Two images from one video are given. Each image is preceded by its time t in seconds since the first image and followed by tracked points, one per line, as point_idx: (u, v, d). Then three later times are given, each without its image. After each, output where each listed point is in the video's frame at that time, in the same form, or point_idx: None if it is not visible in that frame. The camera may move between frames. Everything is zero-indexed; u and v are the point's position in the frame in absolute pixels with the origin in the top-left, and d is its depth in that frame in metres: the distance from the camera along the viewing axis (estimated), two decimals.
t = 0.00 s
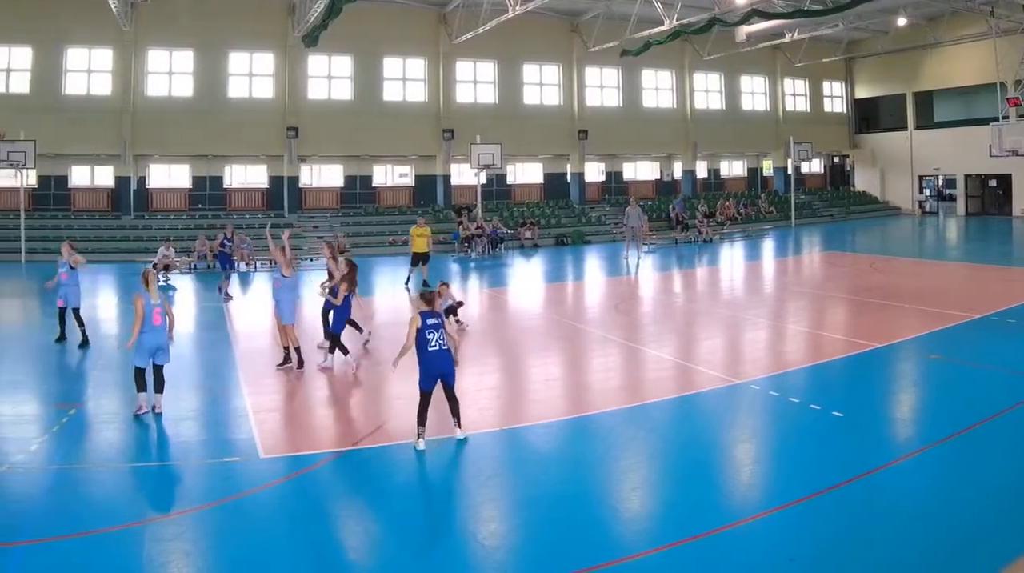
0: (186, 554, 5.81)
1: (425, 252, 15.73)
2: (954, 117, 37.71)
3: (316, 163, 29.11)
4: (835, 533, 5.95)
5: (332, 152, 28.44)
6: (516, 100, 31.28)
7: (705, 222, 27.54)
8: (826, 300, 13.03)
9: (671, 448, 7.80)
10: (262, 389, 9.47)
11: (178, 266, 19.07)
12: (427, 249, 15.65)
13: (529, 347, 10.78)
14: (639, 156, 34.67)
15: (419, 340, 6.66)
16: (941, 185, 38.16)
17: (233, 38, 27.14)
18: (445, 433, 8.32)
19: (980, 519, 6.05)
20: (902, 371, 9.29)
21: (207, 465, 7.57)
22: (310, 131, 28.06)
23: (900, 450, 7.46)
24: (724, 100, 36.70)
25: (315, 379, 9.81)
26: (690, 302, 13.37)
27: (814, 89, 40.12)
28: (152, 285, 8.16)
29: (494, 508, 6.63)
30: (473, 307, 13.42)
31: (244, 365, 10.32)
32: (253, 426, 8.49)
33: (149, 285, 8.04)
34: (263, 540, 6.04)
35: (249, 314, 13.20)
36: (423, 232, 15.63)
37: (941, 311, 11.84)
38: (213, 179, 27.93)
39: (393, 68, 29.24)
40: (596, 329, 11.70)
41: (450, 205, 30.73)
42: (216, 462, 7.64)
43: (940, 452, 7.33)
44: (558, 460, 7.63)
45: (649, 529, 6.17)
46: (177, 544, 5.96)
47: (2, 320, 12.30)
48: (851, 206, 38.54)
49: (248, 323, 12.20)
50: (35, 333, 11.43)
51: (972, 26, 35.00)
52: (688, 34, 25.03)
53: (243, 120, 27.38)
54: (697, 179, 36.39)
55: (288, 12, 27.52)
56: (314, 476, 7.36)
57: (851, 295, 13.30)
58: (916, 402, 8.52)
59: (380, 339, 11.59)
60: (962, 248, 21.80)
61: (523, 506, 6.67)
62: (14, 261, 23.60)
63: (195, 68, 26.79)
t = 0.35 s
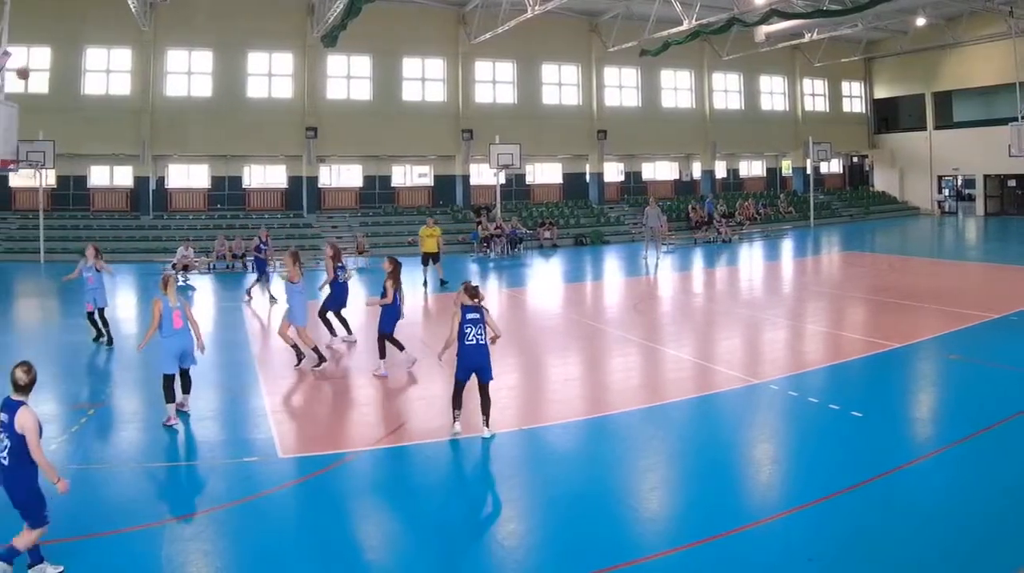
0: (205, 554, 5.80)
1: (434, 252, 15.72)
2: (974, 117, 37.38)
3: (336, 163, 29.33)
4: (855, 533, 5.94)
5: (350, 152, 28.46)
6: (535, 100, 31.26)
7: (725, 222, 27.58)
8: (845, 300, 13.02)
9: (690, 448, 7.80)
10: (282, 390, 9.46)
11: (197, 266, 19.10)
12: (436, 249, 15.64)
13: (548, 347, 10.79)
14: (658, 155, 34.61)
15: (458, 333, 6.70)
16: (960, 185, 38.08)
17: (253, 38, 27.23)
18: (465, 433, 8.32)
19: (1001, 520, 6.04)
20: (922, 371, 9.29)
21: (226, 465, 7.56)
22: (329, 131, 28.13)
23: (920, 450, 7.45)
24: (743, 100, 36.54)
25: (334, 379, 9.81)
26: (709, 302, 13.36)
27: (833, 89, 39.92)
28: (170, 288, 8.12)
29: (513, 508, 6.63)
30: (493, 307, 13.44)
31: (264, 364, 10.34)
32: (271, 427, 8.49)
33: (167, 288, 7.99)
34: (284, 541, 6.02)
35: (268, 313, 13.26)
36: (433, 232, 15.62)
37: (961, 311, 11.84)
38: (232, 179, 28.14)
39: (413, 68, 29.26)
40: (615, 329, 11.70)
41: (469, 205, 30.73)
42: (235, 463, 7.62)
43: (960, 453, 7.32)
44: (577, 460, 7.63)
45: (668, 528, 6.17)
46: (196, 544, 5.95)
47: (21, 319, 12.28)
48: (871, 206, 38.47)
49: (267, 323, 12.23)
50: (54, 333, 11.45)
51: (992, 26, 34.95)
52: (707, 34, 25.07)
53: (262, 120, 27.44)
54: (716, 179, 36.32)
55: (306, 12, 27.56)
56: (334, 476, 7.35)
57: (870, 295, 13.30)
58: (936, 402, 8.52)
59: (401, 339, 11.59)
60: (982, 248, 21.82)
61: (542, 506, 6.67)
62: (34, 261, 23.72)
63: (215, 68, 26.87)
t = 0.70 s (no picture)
0: (224, 553, 5.77)
1: (448, 251, 15.75)
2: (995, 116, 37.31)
3: (356, 164, 29.15)
4: (874, 533, 5.93)
5: (371, 153, 28.49)
6: (556, 100, 31.20)
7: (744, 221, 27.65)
8: (865, 300, 13.02)
9: (709, 449, 7.79)
10: (301, 390, 9.47)
11: (217, 266, 19.10)
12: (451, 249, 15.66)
13: (568, 347, 10.82)
14: (677, 155, 34.50)
15: (486, 330, 6.84)
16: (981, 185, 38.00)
17: (273, 38, 27.31)
18: (483, 433, 8.33)
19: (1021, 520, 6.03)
20: (942, 371, 9.28)
21: (245, 466, 7.56)
22: (349, 131, 28.16)
23: (940, 450, 7.44)
24: (763, 100, 36.36)
25: (354, 379, 9.82)
26: (729, 302, 13.36)
27: (853, 89, 39.71)
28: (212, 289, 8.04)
29: (533, 508, 6.62)
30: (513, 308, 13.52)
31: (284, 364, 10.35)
32: (289, 427, 8.48)
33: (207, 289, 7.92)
34: (304, 540, 6.01)
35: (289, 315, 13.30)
36: (447, 232, 15.66)
37: (980, 311, 11.85)
38: (252, 179, 27.99)
39: (432, 68, 29.27)
40: (635, 329, 11.71)
41: (489, 205, 30.75)
42: (254, 463, 7.62)
43: (980, 453, 7.31)
44: (597, 460, 7.64)
45: (688, 529, 6.16)
46: (215, 543, 5.93)
47: (42, 319, 12.29)
48: (890, 206, 38.37)
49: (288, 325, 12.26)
50: (74, 332, 11.48)
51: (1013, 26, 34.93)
52: (727, 34, 25.12)
53: (281, 121, 27.50)
54: (737, 179, 36.17)
55: (326, 11, 27.60)
56: (353, 476, 7.34)
57: (890, 295, 13.32)
58: (956, 402, 8.51)
59: (422, 339, 11.59)
60: (1002, 248, 21.88)
61: (562, 506, 6.65)
62: (55, 261, 23.80)
63: (235, 69, 26.97)
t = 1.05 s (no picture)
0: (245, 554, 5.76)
1: (465, 250, 15.80)
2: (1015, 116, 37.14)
3: (376, 163, 29.30)
4: (895, 533, 5.92)
5: (393, 153, 28.56)
6: (576, 99, 31.17)
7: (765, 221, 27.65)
8: (886, 300, 13.02)
9: (729, 449, 7.79)
10: (320, 389, 9.47)
11: (238, 267, 19.14)
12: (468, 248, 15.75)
13: (588, 348, 10.83)
14: (699, 155, 34.49)
15: (529, 324, 7.10)
16: (1001, 185, 37.85)
17: (294, 38, 27.40)
18: (503, 433, 8.33)
19: None
20: (962, 372, 9.27)
21: (265, 465, 7.56)
22: (371, 131, 28.24)
23: (960, 450, 7.43)
24: (783, 100, 36.30)
25: (374, 379, 9.81)
26: (750, 302, 13.37)
27: (874, 89, 39.68)
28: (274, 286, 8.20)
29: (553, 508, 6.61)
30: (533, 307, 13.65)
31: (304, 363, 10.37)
32: (311, 427, 8.48)
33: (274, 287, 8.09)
34: (325, 540, 6.00)
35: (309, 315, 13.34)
36: (465, 231, 15.70)
37: (1002, 311, 11.83)
38: (272, 179, 28.18)
39: (453, 68, 29.28)
40: (655, 329, 11.73)
41: (509, 205, 30.84)
42: (274, 463, 7.59)
43: (1001, 453, 7.30)
44: (617, 460, 7.63)
45: (708, 529, 6.15)
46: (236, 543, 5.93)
47: (62, 319, 12.32)
48: (910, 206, 38.33)
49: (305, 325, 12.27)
50: (98, 331, 11.57)
51: None
52: (748, 34, 25.09)
53: (302, 120, 27.58)
54: (756, 179, 36.13)
55: (348, 11, 27.64)
56: (375, 476, 7.33)
57: (910, 295, 13.31)
58: (977, 402, 8.49)
59: (442, 339, 11.61)
60: None
61: (582, 506, 6.65)
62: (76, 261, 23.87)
63: (256, 68, 27.09)
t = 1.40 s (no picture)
0: (263, 554, 5.76)
1: (481, 249, 15.76)
2: None
3: (395, 164, 29.40)
4: (915, 533, 5.92)
5: (413, 152, 28.57)
6: (596, 99, 31.12)
7: (784, 221, 27.65)
8: (906, 300, 13.03)
9: (747, 449, 7.78)
10: (338, 390, 9.47)
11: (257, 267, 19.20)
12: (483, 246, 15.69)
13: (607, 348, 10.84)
14: (717, 155, 34.44)
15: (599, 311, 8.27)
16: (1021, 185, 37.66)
17: (313, 37, 27.37)
18: (521, 433, 8.33)
19: None
20: (981, 372, 9.27)
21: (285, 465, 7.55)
22: (391, 131, 28.24)
23: (978, 451, 7.43)
24: (803, 100, 36.18)
25: (393, 379, 9.82)
26: (769, 302, 13.38)
27: (893, 90, 39.55)
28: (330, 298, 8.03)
29: (572, 508, 6.61)
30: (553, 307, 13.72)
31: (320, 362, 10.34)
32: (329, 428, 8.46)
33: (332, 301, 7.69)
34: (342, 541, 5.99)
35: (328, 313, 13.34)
36: (479, 230, 15.67)
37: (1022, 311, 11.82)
38: (292, 179, 28.30)
39: (472, 68, 29.28)
40: (675, 329, 11.75)
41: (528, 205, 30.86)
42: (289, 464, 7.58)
43: (1021, 453, 7.29)
44: (636, 460, 7.63)
45: (727, 529, 6.14)
46: (255, 543, 5.92)
47: (81, 319, 12.34)
48: (929, 206, 38.21)
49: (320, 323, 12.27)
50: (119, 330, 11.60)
51: None
52: (767, 34, 25.07)
53: (321, 120, 27.55)
54: (775, 179, 36.09)
55: (367, 11, 27.62)
56: (395, 476, 7.33)
57: (929, 295, 13.32)
58: (996, 402, 8.47)
59: (461, 339, 11.62)
60: None
61: (601, 506, 6.64)
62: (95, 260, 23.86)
63: (275, 69, 27.09)
